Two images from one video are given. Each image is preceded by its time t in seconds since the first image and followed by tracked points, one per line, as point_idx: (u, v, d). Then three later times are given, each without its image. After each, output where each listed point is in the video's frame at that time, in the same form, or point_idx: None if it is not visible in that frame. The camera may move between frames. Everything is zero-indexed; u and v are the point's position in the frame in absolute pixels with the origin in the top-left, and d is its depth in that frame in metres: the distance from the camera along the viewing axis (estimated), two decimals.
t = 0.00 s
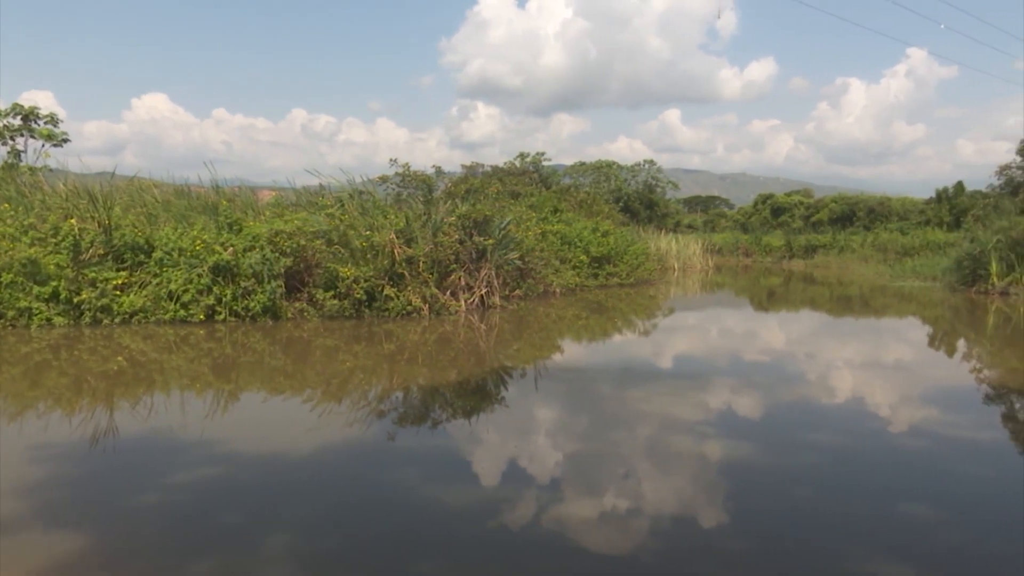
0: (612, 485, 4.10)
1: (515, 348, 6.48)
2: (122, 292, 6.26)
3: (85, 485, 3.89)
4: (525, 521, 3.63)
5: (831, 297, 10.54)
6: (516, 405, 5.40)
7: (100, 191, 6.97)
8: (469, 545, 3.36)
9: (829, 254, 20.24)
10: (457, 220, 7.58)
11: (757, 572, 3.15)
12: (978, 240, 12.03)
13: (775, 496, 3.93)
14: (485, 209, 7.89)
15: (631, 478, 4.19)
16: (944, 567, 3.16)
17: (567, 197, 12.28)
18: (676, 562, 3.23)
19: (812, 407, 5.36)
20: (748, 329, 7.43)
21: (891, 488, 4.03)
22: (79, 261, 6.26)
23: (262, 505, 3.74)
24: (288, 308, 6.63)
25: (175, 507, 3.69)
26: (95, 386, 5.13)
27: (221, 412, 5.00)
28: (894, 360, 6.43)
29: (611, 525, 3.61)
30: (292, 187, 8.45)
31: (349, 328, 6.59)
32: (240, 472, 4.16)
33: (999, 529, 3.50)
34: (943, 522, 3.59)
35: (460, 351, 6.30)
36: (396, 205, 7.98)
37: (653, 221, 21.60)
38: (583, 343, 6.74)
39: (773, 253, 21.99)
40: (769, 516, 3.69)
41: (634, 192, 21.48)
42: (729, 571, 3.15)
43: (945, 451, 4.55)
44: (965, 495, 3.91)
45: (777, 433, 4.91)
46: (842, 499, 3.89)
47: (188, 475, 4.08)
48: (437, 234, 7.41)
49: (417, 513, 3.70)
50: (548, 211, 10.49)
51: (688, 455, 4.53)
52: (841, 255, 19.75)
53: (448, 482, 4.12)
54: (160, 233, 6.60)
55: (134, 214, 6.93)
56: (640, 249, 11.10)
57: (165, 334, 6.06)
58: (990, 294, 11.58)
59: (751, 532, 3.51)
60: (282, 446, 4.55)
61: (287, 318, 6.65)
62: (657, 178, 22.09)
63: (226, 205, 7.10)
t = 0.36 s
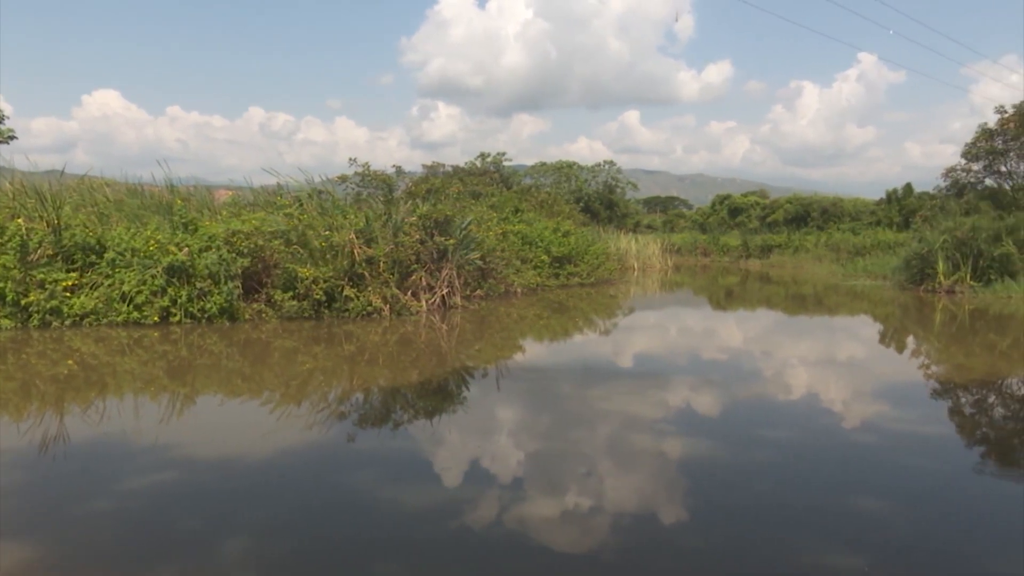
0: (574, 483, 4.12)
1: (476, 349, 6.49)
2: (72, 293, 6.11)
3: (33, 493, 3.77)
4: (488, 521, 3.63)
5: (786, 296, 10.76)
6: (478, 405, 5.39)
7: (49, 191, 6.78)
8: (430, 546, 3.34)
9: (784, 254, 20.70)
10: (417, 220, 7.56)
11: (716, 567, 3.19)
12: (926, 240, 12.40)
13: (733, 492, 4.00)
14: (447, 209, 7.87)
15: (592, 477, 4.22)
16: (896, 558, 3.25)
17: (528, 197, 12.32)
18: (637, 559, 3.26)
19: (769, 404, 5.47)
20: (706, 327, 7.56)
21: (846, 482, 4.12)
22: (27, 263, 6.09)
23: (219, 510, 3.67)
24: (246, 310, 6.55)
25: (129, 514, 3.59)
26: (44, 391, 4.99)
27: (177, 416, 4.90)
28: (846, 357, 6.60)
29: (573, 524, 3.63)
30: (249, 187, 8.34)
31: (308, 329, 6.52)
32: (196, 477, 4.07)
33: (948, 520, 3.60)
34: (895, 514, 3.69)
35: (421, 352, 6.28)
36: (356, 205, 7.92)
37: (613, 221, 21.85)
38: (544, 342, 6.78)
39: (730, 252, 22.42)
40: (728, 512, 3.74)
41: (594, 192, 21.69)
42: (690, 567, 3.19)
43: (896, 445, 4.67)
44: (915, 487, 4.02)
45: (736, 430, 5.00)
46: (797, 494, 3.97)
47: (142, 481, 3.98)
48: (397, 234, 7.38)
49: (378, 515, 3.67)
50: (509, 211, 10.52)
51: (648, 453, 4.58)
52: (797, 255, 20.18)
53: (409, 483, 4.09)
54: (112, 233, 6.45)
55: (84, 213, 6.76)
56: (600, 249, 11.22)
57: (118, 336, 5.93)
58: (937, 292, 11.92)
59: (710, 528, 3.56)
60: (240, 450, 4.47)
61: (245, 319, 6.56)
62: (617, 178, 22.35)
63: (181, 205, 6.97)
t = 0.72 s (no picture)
0: (539, 482, 4.14)
1: (441, 349, 6.48)
2: (25, 295, 5.97)
3: None
4: (454, 521, 3.62)
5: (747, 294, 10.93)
6: (443, 406, 5.38)
7: None
8: (395, 547, 3.32)
9: (745, 254, 21.06)
10: (382, 220, 7.52)
11: (679, 564, 3.22)
12: (882, 240, 12.70)
13: (696, 489, 4.05)
14: (412, 209, 7.84)
15: (558, 476, 4.24)
16: (853, 550, 3.32)
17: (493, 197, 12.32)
18: (602, 557, 3.28)
19: (731, 402, 5.55)
20: (670, 326, 7.65)
21: (807, 477, 4.20)
22: None
23: (179, 515, 3.60)
24: (207, 311, 6.46)
25: (85, 520, 3.51)
26: None
27: (136, 420, 4.80)
28: (806, 354, 6.73)
29: (539, 522, 3.64)
30: (209, 186, 8.23)
31: (271, 330, 6.45)
32: (155, 481, 3.99)
33: (903, 513, 3.69)
34: (853, 508, 3.77)
35: (386, 352, 6.25)
36: (320, 205, 7.84)
37: (577, 221, 22.01)
38: (509, 342, 6.79)
39: (693, 252, 22.73)
40: (692, 508, 3.78)
41: (559, 192, 21.83)
42: (654, 563, 3.22)
43: (855, 440, 4.78)
44: (873, 481, 4.11)
45: (699, 427, 5.06)
46: (759, 490, 4.03)
47: (99, 486, 3.89)
48: (361, 234, 7.33)
49: (343, 517, 3.64)
50: (474, 211, 10.52)
51: (613, 451, 4.62)
52: (757, 254, 20.53)
53: (374, 485, 4.06)
54: (67, 233, 6.30)
55: (37, 213, 6.59)
56: (565, 249, 11.29)
57: (73, 339, 5.80)
58: (892, 291, 12.22)
59: (674, 524, 3.60)
60: (200, 454, 4.40)
61: (205, 321, 6.47)
62: (581, 179, 22.53)
63: (139, 204, 6.83)
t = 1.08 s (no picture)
0: (508, 482, 4.14)
1: (409, 349, 6.46)
2: None
3: None
4: (423, 522, 3.61)
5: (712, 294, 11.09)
6: (411, 406, 5.36)
7: None
8: (364, 550, 3.30)
9: (710, 254, 21.33)
10: (349, 220, 7.47)
11: (647, 561, 3.25)
12: (843, 240, 12.96)
13: (664, 487, 4.09)
14: (379, 208, 7.80)
15: (527, 475, 4.25)
16: (816, 544, 3.38)
17: (461, 197, 12.32)
18: (570, 556, 3.29)
19: (698, 400, 5.61)
20: (637, 325, 7.72)
21: (771, 473, 4.27)
22: None
23: (142, 521, 3.54)
24: (169, 312, 6.39)
25: (43, 527, 3.42)
26: None
27: (96, 424, 4.70)
28: (770, 353, 6.84)
29: (508, 522, 3.65)
30: (172, 185, 8.13)
31: (236, 331, 6.38)
32: (117, 486, 3.92)
33: (864, 507, 3.77)
34: (816, 503, 3.84)
35: (353, 353, 6.22)
36: (285, 204, 7.76)
37: (545, 221, 22.10)
38: (478, 342, 6.80)
39: (659, 252, 22.97)
40: (660, 506, 3.82)
41: (527, 192, 21.89)
42: (622, 561, 3.24)
43: (818, 436, 4.87)
44: (835, 477, 4.20)
45: (667, 426, 5.11)
46: (725, 486, 4.09)
47: (58, 492, 3.81)
48: (328, 234, 7.28)
49: (311, 520, 3.61)
50: (442, 211, 10.50)
51: (582, 450, 4.64)
52: (722, 254, 20.81)
53: (341, 487, 4.03)
54: (23, 233, 6.16)
55: None
56: (532, 249, 11.32)
57: (30, 341, 5.68)
58: (853, 290, 12.49)
59: (642, 522, 3.64)
60: (163, 458, 4.32)
61: (168, 322, 6.40)
62: (549, 179, 22.62)
63: (98, 204, 6.69)
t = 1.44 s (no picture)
0: (480, 483, 4.14)
1: (380, 350, 6.43)
2: None
3: None
4: (394, 523, 3.60)
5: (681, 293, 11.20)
6: (381, 407, 5.34)
7: None
8: (335, 552, 3.28)
9: (680, 254, 21.53)
10: (318, 219, 7.41)
11: (618, 559, 3.27)
12: (809, 240, 13.16)
13: (635, 485, 4.12)
14: (349, 209, 7.75)
15: (499, 475, 4.26)
16: (784, 540, 3.43)
17: (431, 197, 12.28)
18: (542, 555, 3.30)
19: (668, 399, 5.67)
20: (608, 325, 7.76)
21: (740, 471, 4.32)
22: None
23: (106, 526, 3.47)
24: (134, 314, 6.29)
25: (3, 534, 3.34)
26: None
27: (58, 428, 4.60)
28: (739, 351, 6.92)
29: (481, 522, 3.65)
30: (137, 185, 8.02)
31: (204, 332, 6.30)
32: (79, 492, 3.84)
33: (830, 503, 3.84)
34: (784, 499, 3.89)
35: (323, 354, 6.17)
36: (254, 204, 7.68)
37: (516, 221, 22.11)
38: (449, 342, 6.79)
39: (630, 252, 23.13)
40: (631, 504, 3.85)
41: (498, 192, 21.89)
42: (593, 559, 3.26)
43: (786, 433, 4.94)
44: (803, 473, 4.27)
45: (638, 424, 5.15)
46: (695, 484, 4.13)
47: (19, 499, 3.72)
48: (297, 235, 7.22)
49: (280, 523, 3.57)
50: (412, 211, 10.46)
51: (554, 449, 4.66)
52: (691, 254, 21.01)
53: (312, 489, 4.00)
54: None
55: None
56: (503, 249, 11.33)
57: None
58: (818, 289, 12.69)
59: (613, 520, 3.66)
60: (128, 462, 4.25)
61: (133, 323, 6.30)
62: (520, 179, 22.65)
63: (60, 203, 6.56)
